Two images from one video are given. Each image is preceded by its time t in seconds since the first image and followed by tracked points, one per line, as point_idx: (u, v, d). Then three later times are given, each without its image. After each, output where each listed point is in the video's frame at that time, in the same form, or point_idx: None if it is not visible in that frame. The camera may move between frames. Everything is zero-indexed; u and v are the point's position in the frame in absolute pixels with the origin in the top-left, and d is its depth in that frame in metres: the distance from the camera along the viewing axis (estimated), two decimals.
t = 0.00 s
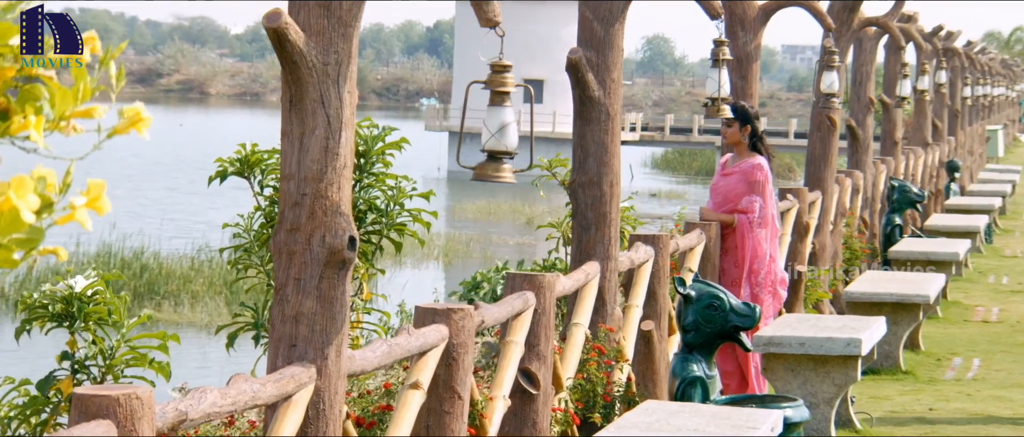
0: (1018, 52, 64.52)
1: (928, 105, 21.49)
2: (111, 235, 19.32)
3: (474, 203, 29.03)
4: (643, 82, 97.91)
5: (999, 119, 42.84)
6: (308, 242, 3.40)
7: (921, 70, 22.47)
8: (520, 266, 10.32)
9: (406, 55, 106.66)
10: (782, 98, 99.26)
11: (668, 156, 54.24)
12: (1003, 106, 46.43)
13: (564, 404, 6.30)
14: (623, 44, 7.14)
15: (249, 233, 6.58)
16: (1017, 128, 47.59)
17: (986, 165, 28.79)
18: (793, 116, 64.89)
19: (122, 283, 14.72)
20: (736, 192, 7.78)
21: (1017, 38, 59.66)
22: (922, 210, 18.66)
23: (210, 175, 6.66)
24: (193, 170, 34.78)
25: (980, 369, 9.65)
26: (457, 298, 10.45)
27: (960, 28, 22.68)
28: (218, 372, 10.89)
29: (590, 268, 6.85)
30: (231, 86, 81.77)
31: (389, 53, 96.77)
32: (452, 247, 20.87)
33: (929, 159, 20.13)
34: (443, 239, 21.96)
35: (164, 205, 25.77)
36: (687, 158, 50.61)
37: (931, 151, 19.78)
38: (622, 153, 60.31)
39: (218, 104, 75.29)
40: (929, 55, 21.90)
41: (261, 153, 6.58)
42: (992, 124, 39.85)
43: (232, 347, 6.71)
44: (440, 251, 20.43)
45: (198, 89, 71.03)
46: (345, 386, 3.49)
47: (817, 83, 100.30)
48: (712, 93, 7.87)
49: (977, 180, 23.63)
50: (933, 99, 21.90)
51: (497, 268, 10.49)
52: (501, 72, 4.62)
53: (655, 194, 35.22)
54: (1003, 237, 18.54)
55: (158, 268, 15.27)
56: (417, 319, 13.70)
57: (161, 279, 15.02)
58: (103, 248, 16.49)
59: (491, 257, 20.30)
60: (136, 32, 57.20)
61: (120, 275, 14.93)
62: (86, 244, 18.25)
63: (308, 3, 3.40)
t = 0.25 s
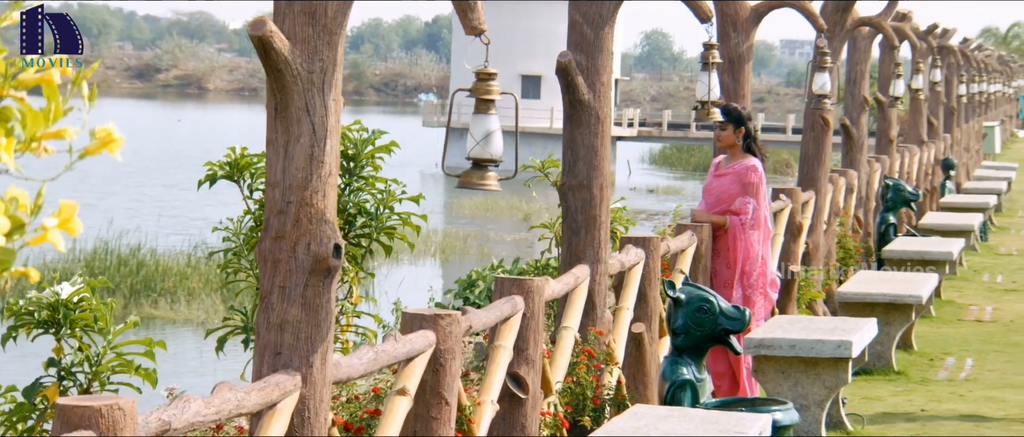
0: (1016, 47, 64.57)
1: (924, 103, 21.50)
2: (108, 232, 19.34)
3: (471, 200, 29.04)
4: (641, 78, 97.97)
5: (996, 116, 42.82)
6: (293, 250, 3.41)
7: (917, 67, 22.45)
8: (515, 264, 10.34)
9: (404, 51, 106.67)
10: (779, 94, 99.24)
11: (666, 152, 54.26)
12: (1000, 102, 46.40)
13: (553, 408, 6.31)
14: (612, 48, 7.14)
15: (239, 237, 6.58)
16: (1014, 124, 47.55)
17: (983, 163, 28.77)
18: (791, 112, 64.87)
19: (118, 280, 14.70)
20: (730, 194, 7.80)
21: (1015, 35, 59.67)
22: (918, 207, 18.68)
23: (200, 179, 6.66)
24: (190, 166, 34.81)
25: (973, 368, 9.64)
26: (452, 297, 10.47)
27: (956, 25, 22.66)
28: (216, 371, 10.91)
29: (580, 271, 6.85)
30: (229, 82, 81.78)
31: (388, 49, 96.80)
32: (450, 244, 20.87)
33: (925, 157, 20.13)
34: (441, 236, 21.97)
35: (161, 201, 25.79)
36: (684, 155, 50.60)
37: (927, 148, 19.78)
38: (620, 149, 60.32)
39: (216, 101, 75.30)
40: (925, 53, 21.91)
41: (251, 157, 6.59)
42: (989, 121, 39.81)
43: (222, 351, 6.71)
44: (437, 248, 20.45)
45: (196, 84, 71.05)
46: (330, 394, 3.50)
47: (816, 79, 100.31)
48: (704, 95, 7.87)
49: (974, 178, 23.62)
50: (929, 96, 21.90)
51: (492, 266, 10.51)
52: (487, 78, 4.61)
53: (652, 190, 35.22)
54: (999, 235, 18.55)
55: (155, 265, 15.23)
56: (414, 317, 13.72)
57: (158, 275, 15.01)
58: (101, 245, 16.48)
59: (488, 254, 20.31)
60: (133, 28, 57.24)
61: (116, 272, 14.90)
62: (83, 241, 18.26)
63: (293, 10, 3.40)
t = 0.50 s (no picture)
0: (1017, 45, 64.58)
1: (922, 102, 21.53)
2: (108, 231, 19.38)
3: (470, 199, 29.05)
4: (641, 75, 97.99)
5: (995, 115, 42.78)
6: (281, 260, 3.41)
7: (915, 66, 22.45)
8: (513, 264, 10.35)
9: (405, 49, 106.73)
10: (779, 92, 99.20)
11: (665, 150, 54.27)
12: (1000, 100, 46.35)
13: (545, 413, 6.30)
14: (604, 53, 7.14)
15: (231, 242, 6.58)
16: (1014, 122, 47.50)
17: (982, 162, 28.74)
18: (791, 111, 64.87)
19: (116, 280, 14.68)
20: (724, 198, 7.81)
21: (1014, 33, 59.69)
22: (915, 208, 18.69)
23: (192, 184, 6.67)
24: (189, 164, 34.86)
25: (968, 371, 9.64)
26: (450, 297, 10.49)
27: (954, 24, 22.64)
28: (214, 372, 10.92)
29: (572, 276, 6.86)
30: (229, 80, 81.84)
31: (388, 47, 96.87)
32: (449, 242, 20.88)
33: (923, 156, 20.13)
34: (440, 233, 21.99)
35: (160, 200, 25.83)
36: (684, 152, 50.60)
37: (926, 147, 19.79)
38: (621, 146, 60.36)
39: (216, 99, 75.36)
40: (921, 52, 21.93)
41: (242, 163, 6.60)
42: (987, 120, 39.77)
43: (213, 356, 6.71)
44: (437, 246, 20.47)
45: (196, 82, 71.10)
46: (318, 403, 3.50)
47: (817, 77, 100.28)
48: (695, 101, 7.87)
49: (972, 177, 23.60)
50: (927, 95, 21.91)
51: (490, 266, 10.53)
52: (475, 89, 4.61)
53: (651, 188, 35.25)
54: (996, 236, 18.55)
55: (153, 264, 15.21)
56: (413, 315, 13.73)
57: (156, 274, 15.00)
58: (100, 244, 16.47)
59: (487, 253, 20.32)
60: (134, 25, 57.05)
61: (114, 271, 14.87)
62: (82, 241, 18.29)
63: (281, 21, 3.40)
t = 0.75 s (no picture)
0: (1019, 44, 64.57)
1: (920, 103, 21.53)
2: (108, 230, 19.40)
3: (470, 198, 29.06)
4: (642, 74, 98.04)
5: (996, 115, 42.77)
6: (271, 271, 3.41)
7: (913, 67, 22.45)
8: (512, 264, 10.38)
9: (406, 47, 106.79)
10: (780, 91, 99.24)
11: (666, 149, 54.27)
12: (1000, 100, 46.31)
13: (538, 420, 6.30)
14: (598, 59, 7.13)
15: (223, 248, 6.58)
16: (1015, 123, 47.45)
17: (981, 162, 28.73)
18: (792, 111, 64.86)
19: (116, 280, 14.68)
20: (718, 203, 7.80)
21: (1014, 32, 59.65)
22: (914, 208, 18.68)
23: (185, 191, 6.67)
24: (190, 162, 34.93)
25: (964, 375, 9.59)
26: (449, 298, 10.52)
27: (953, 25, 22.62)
28: (214, 372, 10.94)
29: (565, 283, 6.87)
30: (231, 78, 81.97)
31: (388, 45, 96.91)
32: (449, 241, 20.88)
33: (922, 157, 20.13)
34: (440, 232, 22.03)
35: (160, 199, 25.86)
36: (684, 152, 50.62)
37: (925, 148, 19.80)
38: (621, 145, 60.40)
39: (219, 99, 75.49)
40: (920, 53, 21.94)
41: (235, 169, 6.60)
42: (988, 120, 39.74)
43: (206, 362, 6.71)
44: (437, 245, 20.49)
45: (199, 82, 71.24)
46: (308, 413, 3.50)
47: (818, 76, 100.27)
48: (689, 107, 7.87)
49: (971, 178, 23.60)
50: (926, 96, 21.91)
51: (488, 268, 10.56)
52: (464, 99, 4.61)
53: (652, 187, 35.27)
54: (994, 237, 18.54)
55: (153, 264, 15.21)
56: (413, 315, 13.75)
57: (156, 274, 15.00)
58: (99, 243, 16.48)
59: (487, 252, 20.33)
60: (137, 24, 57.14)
61: (114, 271, 14.88)
62: (81, 240, 18.31)
63: (270, 31, 3.40)
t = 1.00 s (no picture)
0: None
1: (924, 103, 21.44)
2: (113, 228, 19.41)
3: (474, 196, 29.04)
4: (649, 72, 98.00)
5: (1002, 112, 42.62)
6: (265, 281, 3.42)
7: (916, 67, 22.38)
8: (515, 265, 10.38)
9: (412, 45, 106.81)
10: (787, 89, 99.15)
11: (673, 148, 54.22)
12: (1008, 98, 46.16)
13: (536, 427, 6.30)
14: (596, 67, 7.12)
15: (222, 255, 6.59)
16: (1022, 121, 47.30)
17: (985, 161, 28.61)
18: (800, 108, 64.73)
19: (120, 279, 14.68)
20: (717, 208, 7.78)
21: (1022, 30, 59.40)
22: (917, 208, 18.61)
23: (185, 197, 6.68)
24: (197, 161, 35.01)
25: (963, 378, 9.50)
26: (453, 298, 10.54)
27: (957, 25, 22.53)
28: (217, 373, 10.95)
29: (564, 289, 6.87)
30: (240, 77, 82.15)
31: (394, 43, 96.91)
32: (454, 240, 20.90)
33: (926, 156, 20.06)
34: (445, 231, 22.08)
35: (164, 197, 25.89)
36: (690, 151, 50.56)
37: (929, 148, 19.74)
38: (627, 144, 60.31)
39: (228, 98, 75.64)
40: (923, 53, 21.87)
41: (234, 176, 6.61)
42: (994, 119, 39.56)
43: (204, 369, 6.71)
44: (441, 244, 20.49)
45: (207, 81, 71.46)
46: (302, 424, 3.50)
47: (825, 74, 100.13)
48: (686, 114, 7.87)
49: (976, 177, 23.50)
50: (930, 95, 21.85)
51: (492, 268, 10.57)
52: (459, 109, 4.61)
53: (656, 186, 35.23)
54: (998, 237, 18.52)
55: (157, 264, 15.20)
56: (417, 315, 13.75)
57: (160, 274, 14.98)
58: (103, 243, 16.48)
59: (491, 251, 20.31)
60: (144, 24, 57.30)
61: (117, 271, 14.91)
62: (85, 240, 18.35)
63: (264, 42, 3.40)
